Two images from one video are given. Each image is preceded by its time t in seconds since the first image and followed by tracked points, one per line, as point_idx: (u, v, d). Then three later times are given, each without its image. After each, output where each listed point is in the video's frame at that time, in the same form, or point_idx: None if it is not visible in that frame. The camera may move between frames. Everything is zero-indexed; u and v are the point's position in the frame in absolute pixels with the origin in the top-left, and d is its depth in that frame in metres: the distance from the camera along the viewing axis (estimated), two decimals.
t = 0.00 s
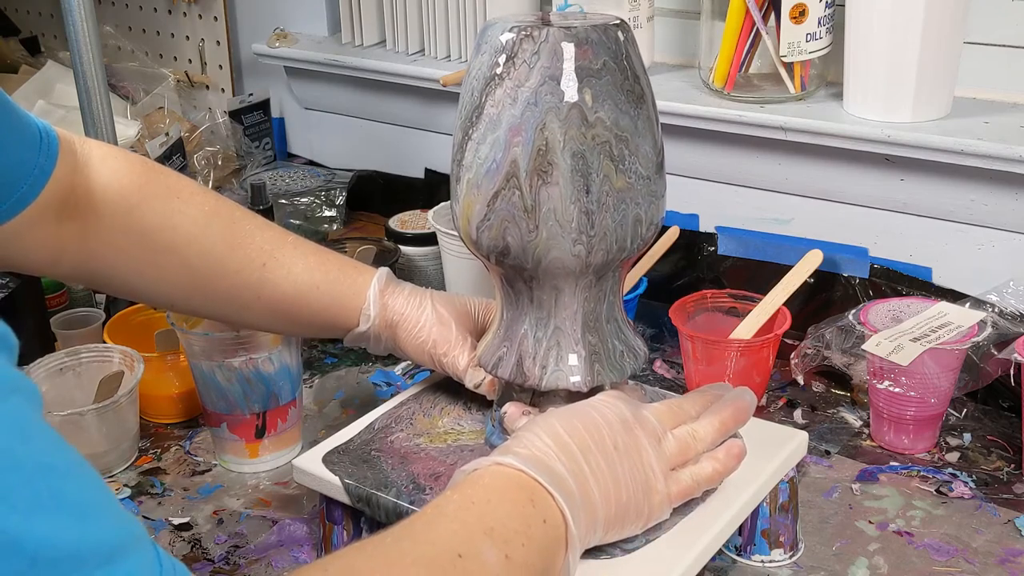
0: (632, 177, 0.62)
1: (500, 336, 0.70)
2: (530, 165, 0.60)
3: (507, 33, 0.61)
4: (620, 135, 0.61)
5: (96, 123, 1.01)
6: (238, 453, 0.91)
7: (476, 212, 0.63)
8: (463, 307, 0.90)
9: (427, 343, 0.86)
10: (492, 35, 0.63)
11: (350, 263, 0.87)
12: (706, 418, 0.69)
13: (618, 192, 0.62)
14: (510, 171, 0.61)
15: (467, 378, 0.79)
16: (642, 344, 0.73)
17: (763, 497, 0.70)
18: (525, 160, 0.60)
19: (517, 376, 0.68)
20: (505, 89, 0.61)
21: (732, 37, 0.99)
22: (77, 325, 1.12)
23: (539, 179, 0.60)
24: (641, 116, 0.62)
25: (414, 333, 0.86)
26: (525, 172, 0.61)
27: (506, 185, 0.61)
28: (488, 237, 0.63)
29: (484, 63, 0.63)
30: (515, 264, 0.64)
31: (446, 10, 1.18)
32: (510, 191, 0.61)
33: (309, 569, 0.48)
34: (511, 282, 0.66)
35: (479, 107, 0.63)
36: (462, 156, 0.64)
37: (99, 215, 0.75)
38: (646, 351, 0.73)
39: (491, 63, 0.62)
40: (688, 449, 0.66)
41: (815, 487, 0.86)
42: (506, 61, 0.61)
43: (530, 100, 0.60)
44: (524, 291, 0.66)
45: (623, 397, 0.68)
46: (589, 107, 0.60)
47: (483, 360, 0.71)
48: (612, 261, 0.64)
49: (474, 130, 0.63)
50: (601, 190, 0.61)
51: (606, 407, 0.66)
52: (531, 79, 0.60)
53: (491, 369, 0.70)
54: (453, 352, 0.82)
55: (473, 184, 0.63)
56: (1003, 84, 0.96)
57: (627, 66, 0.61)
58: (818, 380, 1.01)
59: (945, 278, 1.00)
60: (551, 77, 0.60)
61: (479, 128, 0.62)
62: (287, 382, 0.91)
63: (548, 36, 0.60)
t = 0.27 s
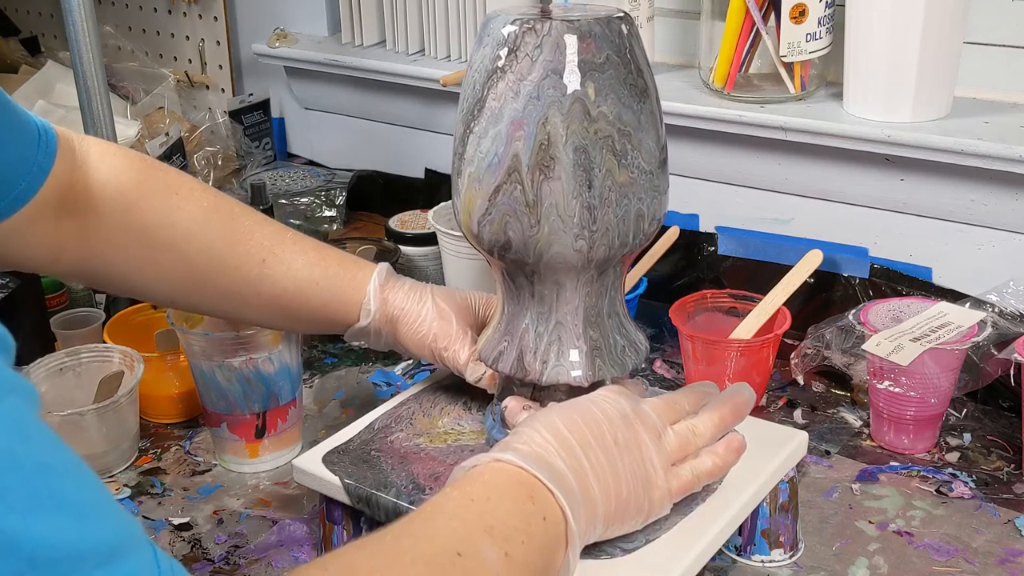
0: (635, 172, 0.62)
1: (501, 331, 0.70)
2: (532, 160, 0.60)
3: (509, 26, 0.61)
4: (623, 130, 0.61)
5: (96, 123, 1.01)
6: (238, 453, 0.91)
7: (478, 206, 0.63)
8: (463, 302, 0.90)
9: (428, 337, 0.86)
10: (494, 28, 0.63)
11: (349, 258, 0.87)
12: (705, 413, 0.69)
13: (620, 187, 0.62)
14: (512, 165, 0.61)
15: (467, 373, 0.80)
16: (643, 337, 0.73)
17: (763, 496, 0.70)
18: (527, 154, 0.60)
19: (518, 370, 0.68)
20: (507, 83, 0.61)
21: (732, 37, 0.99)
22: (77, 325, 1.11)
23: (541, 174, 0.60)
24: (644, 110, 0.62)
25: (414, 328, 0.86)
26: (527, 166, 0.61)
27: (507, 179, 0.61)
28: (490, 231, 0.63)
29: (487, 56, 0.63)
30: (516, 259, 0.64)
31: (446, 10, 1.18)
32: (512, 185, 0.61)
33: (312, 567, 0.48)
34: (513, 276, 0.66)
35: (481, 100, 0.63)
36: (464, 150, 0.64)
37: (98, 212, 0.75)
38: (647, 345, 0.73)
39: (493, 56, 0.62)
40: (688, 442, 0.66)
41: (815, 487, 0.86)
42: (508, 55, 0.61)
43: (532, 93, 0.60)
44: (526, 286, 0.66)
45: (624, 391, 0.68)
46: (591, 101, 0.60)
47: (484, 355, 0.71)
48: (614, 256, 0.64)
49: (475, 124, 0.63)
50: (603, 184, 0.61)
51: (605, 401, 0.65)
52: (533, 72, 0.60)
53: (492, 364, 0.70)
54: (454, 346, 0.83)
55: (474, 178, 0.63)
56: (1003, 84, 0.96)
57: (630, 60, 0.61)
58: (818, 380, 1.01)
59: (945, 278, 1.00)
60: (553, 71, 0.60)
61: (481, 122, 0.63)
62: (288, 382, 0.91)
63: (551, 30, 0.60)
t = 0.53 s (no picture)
0: (637, 164, 0.62)
1: (504, 324, 0.70)
2: (533, 151, 0.60)
3: (510, 17, 0.61)
4: (625, 121, 0.61)
5: (96, 123, 1.01)
6: (238, 453, 0.91)
7: (479, 198, 0.63)
8: (466, 295, 0.90)
9: (431, 330, 0.86)
10: (495, 19, 0.63)
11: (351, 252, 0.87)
12: (704, 410, 0.69)
13: (622, 178, 0.62)
14: (513, 156, 0.61)
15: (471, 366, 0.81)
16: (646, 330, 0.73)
17: (763, 497, 0.70)
18: (528, 145, 0.60)
19: (521, 363, 0.68)
20: (508, 74, 0.61)
21: (732, 37, 0.99)
22: (77, 325, 1.11)
23: (542, 165, 0.60)
24: (646, 101, 0.62)
25: (417, 321, 0.86)
26: (528, 157, 0.61)
27: (508, 171, 0.61)
28: (491, 223, 0.63)
29: (487, 47, 0.63)
30: (518, 251, 0.64)
31: (446, 10, 1.19)
32: (513, 176, 0.61)
33: (320, 559, 0.48)
34: (515, 269, 0.66)
35: (482, 92, 0.63)
36: (466, 142, 0.64)
37: (98, 209, 0.75)
38: (650, 340, 0.73)
39: (494, 47, 0.62)
40: (689, 438, 0.66)
41: (815, 487, 0.86)
42: (509, 46, 0.61)
43: (533, 84, 0.60)
44: (528, 278, 0.66)
45: (626, 384, 0.67)
46: (593, 92, 0.60)
47: (487, 348, 0.71)
48: (616, 249, 0.64)
49: (476, 116, 0.63)
50: (605, 176, 0.61)
51: (609, 395, 0.65)
52: (534, 63, 0.60)
53: (494, 357, 0.70)
54: (456, 340, 0.83)
55: (476, 170, 0.63)
56: (1003, 84, 0.96)
57: (632, 51, 0.61)
58: (818, 380, 1.01)
59: (945, 277, 1.00)
60: (555, 62, 0.60)
61: (482, 113, 0.62)
62: (288, 382, 0.91)
63: (552, 20, 0.60)
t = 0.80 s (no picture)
0: (642, 158, 0.62)
1: (506, 318, 0.70)
2: (538, 144, 0.60)
3: (516, 10, 0.61)
4: (630, 115, 0.61)
5: (96, 123, 1.01)
6: (238, 453, 0.91)
7: (483, 191, 0.63)
8: (470, 289, 0.90)
9: (434, 323, 0.86)
10: (501, 11, 0.63)
11: (356, 246, 0.87)
12: (700, 407, 0.69)
13: (627, 173, 0.62)
14: (517, 150, 0.61)
15: (473, 358, 0.83)
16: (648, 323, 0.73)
17: (762, 498, 0.70)
18: (533, 139, 0.60)
19: (523, 357, 0.68)
20: (513, 66, 0.61)
21: (732, 37, 0.99)
22: (77, 325, 1.12)
23: (547, 159, 0.60)
24: (652, 95, 0.62)
25: (420, 314, 0.86)
26: (532, 151, 0.60)
27: (513, 164, 0.61)
28: (495, 217, 0.63)
29: (492, 40, 0.63)
30: (522, 245, 0.64)
31: (446, 10, 1.19)
32: (518, 170, 0.61)
33: (319, 558, 0.48)
34: (518, 263, 0.66)
35: (487, 84, 0.62)
36: (470, 134, 0.64)
37: (98, 204, 0.75)
38: (654, 334, 0.73)
39: (499, 40, 0.62)
40: (690, 434, 0.66)
41: (815, 487, 0.86)
42: (515, 38, 0.61)
43: (538, 77, 0.60)
44: (531, 273, 0.66)
45: (628, 379, 0.67)
46: (599, 86, 0.60)
47: (489, 341, 0.71)
48: (620, 243, 0.64)
49: (481, 108, 0.63)
50: (610, 170, 0.61)
51: (612, 389, 0.65)
52: (540, 56, 0.60)
53: (497, 350, 0.70)
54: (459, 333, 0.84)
55: (480, 163, 0.63)
56: (1003, 84, 0.96)
57: (639, 44, 0.61)
58: (818, 380, 1.01)
59: (945, 278, 1.00)
60: (560, 55, 0.60)
61: (486, 106, 0.62)
62: (288, 382, 0.91)
63: (558, 12, 0.60)
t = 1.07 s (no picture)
0: (643, 147, 0.62)
1: (507, 309, 0.70)
2: (538, 134, 0.60)
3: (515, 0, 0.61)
4: (631, 104, 0.61)
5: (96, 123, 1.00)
6: (238, 453, 0.91)
7: (483, 182, 0.63)
8: (471, 281, 0.89)
9: (435, 315, 0.86)
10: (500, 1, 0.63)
11: (356, 238, 0.87)
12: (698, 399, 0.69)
13: (628, 162, 0.61)
14: (518, 139, 0.61)
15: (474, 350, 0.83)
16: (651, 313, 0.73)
17: (762, 497, 0.70)
18: (533, 128, 0.60)
19: (525, 348, 0.68)
20: (513, 56, 0.61)
21: (732, 37, 0.99)
22: (77, 325, 1.11)
23: (547, 148, 0.60)
24: (652, 83, 0.62)
25: (421, 306, 0.86)
26: (533, 140, 0.60)
27: (513, 155, 0.61)
28: (496, 207, 0.63)
29: (492, 30, 0.63)
30: (522, 236, 0.64)
31: (446, 10, 1.19)
32: (518, 160, 0.61)
33: (323, 550, 0.48)
34: (519, 254, 0.66)
35: (487, 74, 0.62)
36: (470, 125, 0.64)
37: (99, 198, 0.75)
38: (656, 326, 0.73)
39: (499, 30, 0.62)
40: (691, 423, 0.67)
41: (815, 487, 0.86)
42: (514, 29, 0.61)
43: (538, 67, 0.60)
44: (533, 264, 0.66)
45: (631, 367, 0.68)
46: (599, 75, 0.60)
47: (491, 333, 0.71)
48: (622, 234, 0.64)
49: (481, 98, 0.63)
50: (611, 160, 0.61)
51: (614, 378, 0.65)
52: (539, 45, 0.60)
53: (499, 342, 0.70)
54: (460, 325, 0.85)
55: (480, 153, 0.63)
56: (1002, 84, 0.96)
57: (639, 33, 0.61)
58: (818, 380, 1.01)
59: (945, 278, 1.00)
60: (560, 44, 0.60)
61: (487, 96, 0.62)
62: (288, 382, 0.91)
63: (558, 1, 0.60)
